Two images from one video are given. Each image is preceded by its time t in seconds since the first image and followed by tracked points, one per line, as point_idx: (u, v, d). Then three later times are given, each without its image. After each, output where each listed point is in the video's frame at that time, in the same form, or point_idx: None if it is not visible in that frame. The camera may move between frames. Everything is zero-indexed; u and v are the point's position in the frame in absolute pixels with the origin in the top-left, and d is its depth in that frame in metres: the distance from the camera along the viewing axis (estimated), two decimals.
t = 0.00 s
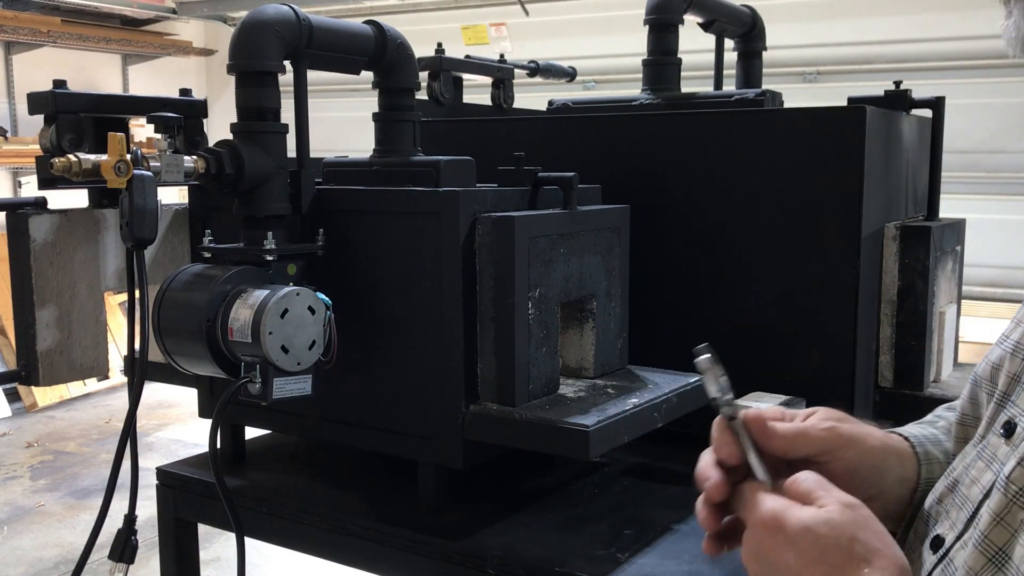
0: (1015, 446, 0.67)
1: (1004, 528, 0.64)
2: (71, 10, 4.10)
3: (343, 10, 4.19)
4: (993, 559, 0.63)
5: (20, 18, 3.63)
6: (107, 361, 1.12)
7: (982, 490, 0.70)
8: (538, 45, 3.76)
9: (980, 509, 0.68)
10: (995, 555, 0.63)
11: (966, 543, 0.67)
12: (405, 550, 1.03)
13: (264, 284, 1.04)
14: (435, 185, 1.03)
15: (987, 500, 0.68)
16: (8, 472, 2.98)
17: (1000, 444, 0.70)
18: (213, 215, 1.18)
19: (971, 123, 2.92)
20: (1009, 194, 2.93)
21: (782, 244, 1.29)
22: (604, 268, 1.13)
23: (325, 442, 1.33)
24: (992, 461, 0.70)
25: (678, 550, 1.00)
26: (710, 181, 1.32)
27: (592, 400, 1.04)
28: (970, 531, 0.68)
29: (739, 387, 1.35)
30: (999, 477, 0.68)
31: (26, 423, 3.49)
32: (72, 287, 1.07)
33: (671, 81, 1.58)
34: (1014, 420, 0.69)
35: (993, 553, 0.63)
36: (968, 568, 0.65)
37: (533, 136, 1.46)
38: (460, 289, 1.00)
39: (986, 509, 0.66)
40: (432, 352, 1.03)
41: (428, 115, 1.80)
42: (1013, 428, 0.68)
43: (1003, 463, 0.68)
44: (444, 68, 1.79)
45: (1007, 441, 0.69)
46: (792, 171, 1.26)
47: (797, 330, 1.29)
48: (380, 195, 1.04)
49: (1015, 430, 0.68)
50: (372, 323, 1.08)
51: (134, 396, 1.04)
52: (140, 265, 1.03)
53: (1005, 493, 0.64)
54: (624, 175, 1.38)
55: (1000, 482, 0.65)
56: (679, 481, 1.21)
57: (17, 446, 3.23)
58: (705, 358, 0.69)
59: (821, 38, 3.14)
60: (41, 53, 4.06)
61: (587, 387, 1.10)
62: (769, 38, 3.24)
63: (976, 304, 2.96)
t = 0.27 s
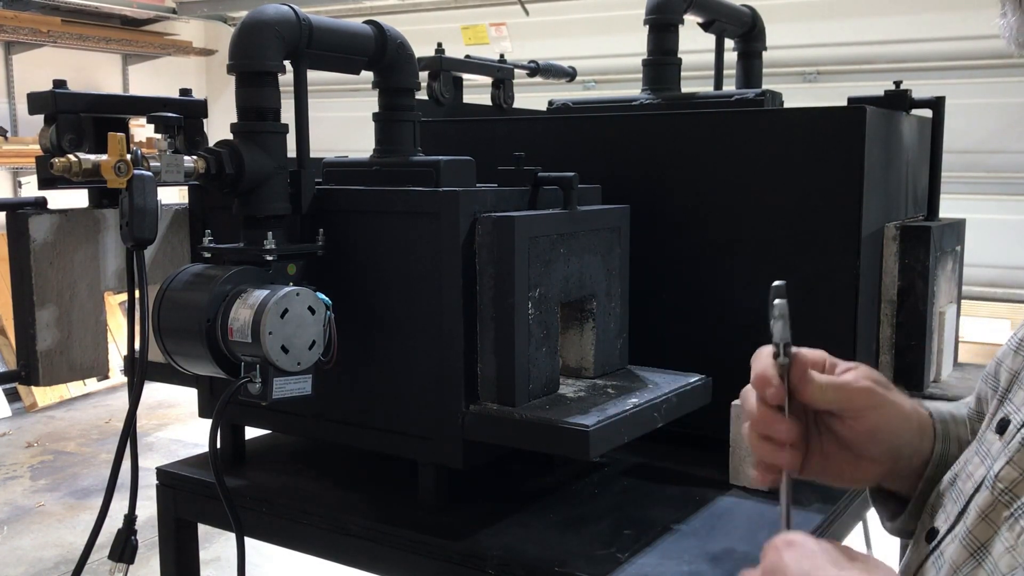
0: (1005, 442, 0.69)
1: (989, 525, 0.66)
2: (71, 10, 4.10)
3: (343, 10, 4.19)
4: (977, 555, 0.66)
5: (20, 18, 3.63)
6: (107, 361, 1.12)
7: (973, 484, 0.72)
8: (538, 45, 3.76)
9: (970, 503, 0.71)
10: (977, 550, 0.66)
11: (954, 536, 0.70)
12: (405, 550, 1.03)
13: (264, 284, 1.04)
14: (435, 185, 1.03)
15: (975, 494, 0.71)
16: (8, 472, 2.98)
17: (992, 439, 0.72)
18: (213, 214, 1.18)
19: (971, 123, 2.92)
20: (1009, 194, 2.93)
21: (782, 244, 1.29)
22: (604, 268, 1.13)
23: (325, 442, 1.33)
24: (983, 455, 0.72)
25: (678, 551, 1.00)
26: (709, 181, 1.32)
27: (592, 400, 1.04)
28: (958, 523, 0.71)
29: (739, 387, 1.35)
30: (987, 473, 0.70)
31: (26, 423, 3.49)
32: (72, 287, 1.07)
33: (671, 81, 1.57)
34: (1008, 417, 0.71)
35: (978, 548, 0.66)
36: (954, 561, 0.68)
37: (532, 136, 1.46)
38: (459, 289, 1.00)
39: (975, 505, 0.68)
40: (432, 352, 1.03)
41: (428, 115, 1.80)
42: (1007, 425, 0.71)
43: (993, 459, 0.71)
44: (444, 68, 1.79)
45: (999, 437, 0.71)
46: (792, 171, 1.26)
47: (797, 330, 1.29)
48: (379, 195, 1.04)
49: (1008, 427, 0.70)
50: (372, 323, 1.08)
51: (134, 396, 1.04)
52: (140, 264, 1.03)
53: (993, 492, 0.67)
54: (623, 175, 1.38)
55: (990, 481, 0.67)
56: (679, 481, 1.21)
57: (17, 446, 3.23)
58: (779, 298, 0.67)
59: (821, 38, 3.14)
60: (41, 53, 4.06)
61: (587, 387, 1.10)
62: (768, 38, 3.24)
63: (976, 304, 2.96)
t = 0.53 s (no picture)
0: (991, 440, 0.70)
1: (972, 524, 0.69)
2: (71, 10, 4.10)
3: (343, 10, 4.20)
4: (956, 553, 0.70)
5: (20, 18, 3.63)
6: (107, 361, 1.12)
7: (961, 478, 0.74)
8: (538, 45, 3.76)
9: (956, 497, 0.73)
10: (959, 548, 0.70)
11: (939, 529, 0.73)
12: (405, 549, 1.03)
13: (264, 284, 1.04)
14: (435, 185, 1.03)
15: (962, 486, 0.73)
16: (8, 472, 2.98)
17: (982, 437, 0.73)
18: (213, 214, 1.18)
19: (971, 123, 2.92)
20: (1009, 194, 2.93)
21: (782, 245, 1.29)
22: (604, 268, 1.13)
23: (325, 442, 1.33)
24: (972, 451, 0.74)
25: (678, 551, 1.00)
26: (709, 181, 1.32)
27: (592, 400, 1.04)
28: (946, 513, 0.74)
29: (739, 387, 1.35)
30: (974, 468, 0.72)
31: (26, 423, 3.49)
32: (72, 287, 1.07)
33: (671, 81, 1.57)
34: (997, 415, 0.72)
35: (960, 546, 0.69)
36: (936, 556, 0.71)
37: (532, 136, 1.46)
38: (459, 289, 1.00)
39: (959, 504, 0.71)
40: (432, 352, 1.03)
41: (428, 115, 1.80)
42: (995, 423, 0.71)
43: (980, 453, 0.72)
44: (444, 68, 1.79)
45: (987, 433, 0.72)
46: (792, 171, 1.26)
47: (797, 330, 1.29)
48: (379, 195, 1.04)
49: (995, 425, 0.71)
50: (372, 323, 1.08)
51: (134, 396, 1.04)
52: (140, 264, 1.03)
53: (977, 493, 0.69)
54: (623, 175, 1.38)
55: (975, 483, 0.69)
56: (679, 481, 1.21)
57: (17, 446, 3.23)
58: (728, 312, 0.75)
59: (821, 38, 3.14)
60: (41, 52, 4.06)
61: (587, 387, 1.10)
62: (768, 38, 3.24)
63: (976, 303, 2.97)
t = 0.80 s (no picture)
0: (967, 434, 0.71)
1: (948, 517, 0.71)
2: (71, 10, 4.10)
3: (343, 10, 4.20)
4: (932, 544, 0.71)
5: (20, 18, 3.63)
6: (107, 361, 1.12)
7: (940, 470, 0.75)
8: (538, 45, 3.76)
9: (934, 488, 0.74)
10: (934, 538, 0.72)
11: (919, 519, 0.74)
12: (405, 549, 1.03)
13: (264, 284, 1.04)
14: (435, 185, 1.04)
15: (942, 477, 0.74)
16: (8, 472, 2.98)
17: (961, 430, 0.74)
18: (213, 214, 1.18)
19: (971, 123, 2.92)
20: (1009, 194, 2.93)
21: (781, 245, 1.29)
22: (604, 268, 1.13)
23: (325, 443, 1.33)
24: (951, 443, 0.75)
25: (678, 551, 1.00)
26: (709, 181, 1.32)
27: (592, 400, 1.04)
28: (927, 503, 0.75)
29: (739, 387, 1.35)
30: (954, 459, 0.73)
31: (26, 423, 3.49)
32: (72, 287, 1.07)
33: (671, 82, 1.57)
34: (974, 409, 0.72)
35: (936, 538, 0.71)
36: (915, 546, 0.73)
37: (532, 136, 1.46)
38: (459, 289, 1.00)
39: (938, 496, 0.72)
40: (432, 352, 1.03)
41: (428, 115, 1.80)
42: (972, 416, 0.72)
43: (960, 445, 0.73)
44: (444, 68, 1.79)
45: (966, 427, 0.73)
46: (792, 172, 1.27)
47: (797, 330, 1.29)
48: (379, 195, 1.04)
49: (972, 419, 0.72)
50: (372, 323, 1.08)
51: (134, 396, 1.04)
52: (141, 264, 1.03)
53: (953, 486, 0.70)
54: (623, 175, 1.38)
55: (951, 477, 0.71)
56: (679, 481, 1.21)
57: (17, 446, 3.23)
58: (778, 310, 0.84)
59: (821, 38, 3.14)
60: (41, 52, 4.06)
61: (587, 387, 1.10)
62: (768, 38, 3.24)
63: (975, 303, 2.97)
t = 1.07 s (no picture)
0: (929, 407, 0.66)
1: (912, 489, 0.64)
2: (71, 10, 4.10)
3: (343, 10, 4.19)
4: (895, 514, 0.65)
5: (20, 18, 3.63)
6: (107, 361, 1.12)
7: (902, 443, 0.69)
8: (538, 45, 3.76)
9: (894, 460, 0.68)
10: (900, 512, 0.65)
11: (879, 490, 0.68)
12: (406, 549, 1.03)
13: (264, 283, 1.04)
14: (435, 185, 1.04)
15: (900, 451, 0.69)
16: (8, 472, 2.98)
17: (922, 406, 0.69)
18: (213, 215, 1.18)
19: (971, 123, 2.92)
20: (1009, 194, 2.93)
21: (782, 246, 1.29)
22: (604, 268, 1.13)
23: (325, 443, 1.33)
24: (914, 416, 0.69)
25: (678, 551, 1.00)
26: (710, 181, 1.32)
27: (592, 400, 1.04)
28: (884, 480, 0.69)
29: (739, 387, 1.35)
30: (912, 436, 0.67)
31: (26, 423, 3.49)
32: (72, 287, 1.07)
33: (671, 82, 1.56)
34: (936, 386, 0.67)
35: (899, 508, 0.64)
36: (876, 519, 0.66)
37: (533, 136, 1.46)
38: (459, 290, 1.00)
39: (900, 467, 0.66)
40: (432, 353, 1.03)
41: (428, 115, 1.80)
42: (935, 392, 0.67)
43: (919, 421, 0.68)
44: (444, 68, 1.78)
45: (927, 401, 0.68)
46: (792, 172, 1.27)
47: (797, 330, 1.29)
48: (379, 195, 1.04)
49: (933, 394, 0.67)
50: (373, 324, 1.08)
51: (134, 396, 1.04)
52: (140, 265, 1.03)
53: (916, 458, 0.64)
54: (623, 175, 1.38)
55: (914, 447, 0.65)
56: (679, 481, 1.21)
57: (17, 446, 3.23)
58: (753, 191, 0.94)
59: (821, 38, 3.14)
60: (41, 53, 4.06)
61: (587, 387, 1.10)
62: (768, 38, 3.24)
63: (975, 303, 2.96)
